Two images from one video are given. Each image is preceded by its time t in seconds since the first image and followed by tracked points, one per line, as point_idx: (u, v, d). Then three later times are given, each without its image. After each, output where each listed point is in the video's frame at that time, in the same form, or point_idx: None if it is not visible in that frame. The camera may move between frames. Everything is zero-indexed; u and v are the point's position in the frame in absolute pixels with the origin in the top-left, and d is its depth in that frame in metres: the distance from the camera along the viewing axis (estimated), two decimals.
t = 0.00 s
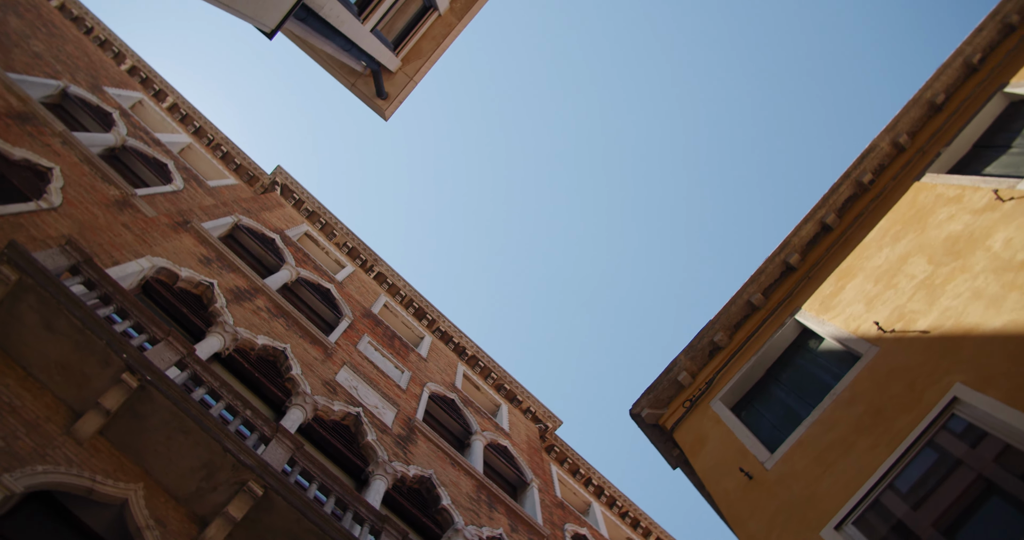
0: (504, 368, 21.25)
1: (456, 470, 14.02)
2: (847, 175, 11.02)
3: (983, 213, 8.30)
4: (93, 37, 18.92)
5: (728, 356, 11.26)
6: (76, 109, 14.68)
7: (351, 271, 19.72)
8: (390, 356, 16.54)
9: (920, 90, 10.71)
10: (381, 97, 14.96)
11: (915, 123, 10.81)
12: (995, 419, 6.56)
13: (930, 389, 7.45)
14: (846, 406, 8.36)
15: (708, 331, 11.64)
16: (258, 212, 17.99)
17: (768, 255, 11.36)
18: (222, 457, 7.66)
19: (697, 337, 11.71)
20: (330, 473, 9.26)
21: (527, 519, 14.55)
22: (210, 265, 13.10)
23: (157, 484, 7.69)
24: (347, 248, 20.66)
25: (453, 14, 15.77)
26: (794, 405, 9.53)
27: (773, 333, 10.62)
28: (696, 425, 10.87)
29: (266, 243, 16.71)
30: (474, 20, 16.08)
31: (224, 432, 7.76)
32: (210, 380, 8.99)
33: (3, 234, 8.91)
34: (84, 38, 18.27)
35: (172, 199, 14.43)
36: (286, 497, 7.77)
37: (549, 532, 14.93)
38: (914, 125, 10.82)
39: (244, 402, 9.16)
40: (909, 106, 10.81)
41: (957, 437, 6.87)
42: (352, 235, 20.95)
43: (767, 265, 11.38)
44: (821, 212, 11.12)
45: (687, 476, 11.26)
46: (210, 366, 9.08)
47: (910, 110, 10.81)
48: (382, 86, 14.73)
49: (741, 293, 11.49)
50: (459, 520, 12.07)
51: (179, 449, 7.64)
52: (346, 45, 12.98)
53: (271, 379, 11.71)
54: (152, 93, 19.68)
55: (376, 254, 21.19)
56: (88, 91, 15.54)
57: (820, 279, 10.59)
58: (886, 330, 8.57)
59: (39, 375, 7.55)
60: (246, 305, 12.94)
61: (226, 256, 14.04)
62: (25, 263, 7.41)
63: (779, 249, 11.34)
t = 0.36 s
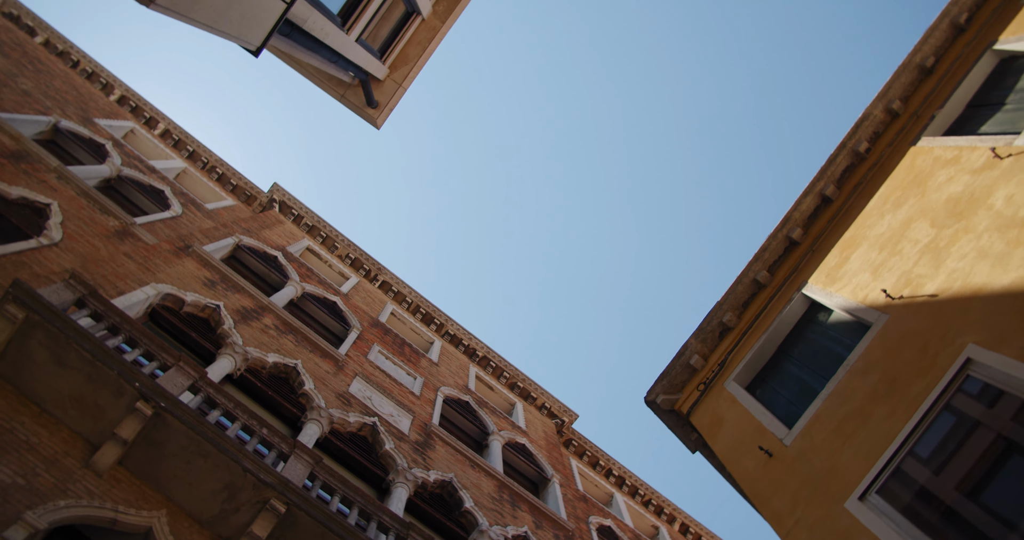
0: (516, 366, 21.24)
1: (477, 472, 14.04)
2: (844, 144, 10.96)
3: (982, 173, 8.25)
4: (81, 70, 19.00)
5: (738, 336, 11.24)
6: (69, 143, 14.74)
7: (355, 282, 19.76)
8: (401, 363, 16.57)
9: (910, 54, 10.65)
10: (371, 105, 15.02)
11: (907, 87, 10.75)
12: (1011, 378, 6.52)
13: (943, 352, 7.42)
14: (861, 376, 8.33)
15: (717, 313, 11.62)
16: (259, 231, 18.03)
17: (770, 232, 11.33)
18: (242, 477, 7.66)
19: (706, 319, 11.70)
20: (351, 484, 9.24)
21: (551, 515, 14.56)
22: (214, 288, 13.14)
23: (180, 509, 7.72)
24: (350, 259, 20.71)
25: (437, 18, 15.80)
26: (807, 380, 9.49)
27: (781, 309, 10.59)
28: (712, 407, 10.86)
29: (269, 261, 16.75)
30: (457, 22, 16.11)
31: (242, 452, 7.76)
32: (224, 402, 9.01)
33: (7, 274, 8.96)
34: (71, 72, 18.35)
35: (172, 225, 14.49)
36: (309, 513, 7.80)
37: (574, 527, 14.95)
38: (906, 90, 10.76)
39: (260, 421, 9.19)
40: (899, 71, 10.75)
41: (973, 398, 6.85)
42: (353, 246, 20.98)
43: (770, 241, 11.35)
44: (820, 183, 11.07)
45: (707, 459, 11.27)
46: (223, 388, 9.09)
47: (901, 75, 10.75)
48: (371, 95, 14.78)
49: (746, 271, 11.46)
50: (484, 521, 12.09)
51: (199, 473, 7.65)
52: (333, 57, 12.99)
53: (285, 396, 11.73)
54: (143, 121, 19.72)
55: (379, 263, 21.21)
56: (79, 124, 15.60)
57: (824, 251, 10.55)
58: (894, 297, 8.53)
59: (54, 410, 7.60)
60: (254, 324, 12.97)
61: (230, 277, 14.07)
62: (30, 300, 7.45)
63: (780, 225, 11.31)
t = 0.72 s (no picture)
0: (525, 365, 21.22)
1: (494, 474, 14.05)
2: (833, 116, 10.95)
3: (972, 134, 8.25)
4: (66, 105, 19.01)
5: (743, 316, 11.24)
6: (60, 179, 14.75)
7: (357, 294, 19.75)
8: (409, 372, 16.58)
9: (891, 22, 10.64)
10: (357, 116, 15.03)
11: (891, 55, 10.74)
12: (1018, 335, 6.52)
13: (949, 316, 7.41)
14: (869, 346, 8.32)
15: (720, 295, 11.63)
16: (257, 251, 18.04)
17: (767, 210, 11.34)
18: (260, 498, 7.66)
19: (710, 302, 11.71)
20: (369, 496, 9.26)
21: (572, 510, 14.57)
22: (217, 311, 13.15)
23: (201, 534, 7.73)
24: (350, 272, 20.72)
25: (416, 25, 15.83)
26: (815, 354, 9.49)
27: (784, 287, 10.60)
28: (723, 389, 10.86)
29: (269, 280, 16.76)
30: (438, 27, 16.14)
31: (258, 473, 7.75)
32: (235, 424, 9.01)
33: (8, 314, 8.96)
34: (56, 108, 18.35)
35: (170, 252, 14.49)
36: (330, 528, 7.82)
37: (596, 521, 14.96)
38: (890, 58, 10.76)
39: (273, 441, 9.18)
40: (882, 39, 10.75)
41: (982, 360, 6.84)
42: (352, 259, 20.98)
43: (767, 220, 11.36)
44: (812, 158, 11.07)
45: (722, 442, 11.27)
46: (233, 411, 9.07)
47: (884, 44, 10.75)
48: (357, 106, 14.80)
49: (746, 252, 11.47)
50: (505, 522, 12.10)
51: (217, 497, 7.65)
52: (317, 72, 12.99)
53: (296, 413, 11.72)
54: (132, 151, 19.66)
55: (379, 273, 21.20)
56: (68, 159, 15.61)
57: (822, 225, 10.56)
58: (896, 265, 8.53)
59: (66, 447, 7.61)
60: (259, 344, 12.97)
61: (231, 300, 14.06)
62: (33, 338, 7.44)
63: (776, 203, 11.31)
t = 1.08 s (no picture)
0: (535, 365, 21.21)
1: (513, 476, 14.04)
2: (820, 90, 10.94)
3: (961, 95, 8.23)
4: (55, 146, 19.05)
5: (748, 297, 11.24)
6: (56, 220, 14.78)
7: (361, 309, 19.76)
8: (420, 382, 16.58)
9: None
10: (346, 132, 15.06)
11: (873, 23, 10.73)
12: None
13: (953, 278, 7.40)
14: (876, 315, 8.30)
15: (723, 278, 11.62)
16: (258, 275, 18.05)
17: (762, 189, 11.33)
18: (282, 520, 7.69)
19: (714, 286, 11.70)
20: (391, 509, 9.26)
21: (595, 506, 14.55)
22: (224, 338, 13.16)
23: None
24: (352, 287, 20.74)
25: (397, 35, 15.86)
26: (823, 328, 9.47)
27: (786, 264, 10.59)
28: (734, 371, 10.85)
29: (273, 303, 16.77)
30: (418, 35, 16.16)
31: (278, 495, 7.77)
32: (252, 449, 9.01)
33: (15, 359, 8.97)
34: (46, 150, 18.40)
35: (171, 283, 14.52)
36: None
37: (620, 514, 14.95)
38: (872, 27, 10.74)
39: (291, 462, 9.18)
40: (862, 9, 10.73)
41: (991, 319, 6.83)
42: (353, 274, 20.98)
43: (764, 198, 11.35)
44: (803, 133, 11.06)
45: (738, 424, 11.27)
46: (248, 435, 9.06)
47: (865, 13, 10.73)
48: (345, 121, 14.83)
49: (745, 232, 11.47)
50: (529, 523, 12.10)
51: (240, 523, 7.67)
52: (302, 91, 13.00)
53: (311, 433, 11.73)
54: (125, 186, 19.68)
55: (381, 286, 21.20)
56: (62, 200, 15.63)
57: (818, 199, 10.55)
58: (896, 233, 8.51)
59: (85, 486, 7.62)
60: (267, 367, 12.98)
61: (237, 325, 14.06)
62: (43, 381, 7.44)
63: (771, 181, 11.30)
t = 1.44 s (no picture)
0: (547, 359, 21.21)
1: (536, 471, 14.06)
2: (804, 57, 10.90)
3: (944, 49, 8.20)
4: (48, 190, 19.10)
5: (751, 269, 11.23)
6: (57, 263, 14.83)
7: (368, 321, 19.79)
8: (434, 387, 16.61)
9: None
10: (335, 145, 15.07)
11: None
12: None
13: (955, 232, 7.38)
14: (882, 276, 8.28)
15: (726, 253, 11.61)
16: (262, 297, 18.09)
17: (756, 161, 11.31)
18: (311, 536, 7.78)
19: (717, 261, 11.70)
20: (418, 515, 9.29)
21: (620, 493, 14.58)
22: (235, 363, 13.20)
23: None
24: (357, 300, 20.78)
25: (376, 44, 15.85)
26: (829, 294, 9.46)
27: (786, 233, 10.57)
28: (745, 345, 10.85)
29: (280, 323, 16.80)
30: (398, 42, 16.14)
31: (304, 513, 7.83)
32: (273, 470, 9.04)
33: (30, 405, 9.01)
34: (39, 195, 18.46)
35: (177, 314, 14.57)
36: None
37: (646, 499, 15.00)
38: None
39: (314, 479, 9.19)
40: None
41: (996, 269, 6.82)
42: (357, 287, 20.99)
43: (758, 170, 11.33)
44: (790, 101, 11.02)
45: (754, 397, 11.27)
46: (268, 457, 9.09)
47: None
48: (334, 135, 14.84)
49: (743, 205, 11.45)
50: (556, 517, 12.13)
51: None
52: (287, 109, 13.01)
53: (331, 448, 11.76)
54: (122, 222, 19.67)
55: (386, 296, 21.21)
56: (60, 242, 15.67)
57: (812, 166, 10.52)
58: (893, 192, 8.49)
59: (113, 523, 7.62)
60: (280, 387, 13.00)
61: (246, 349, 14.08)
62: (59, 423, 7.46)
63: (764, 152, 11.28)
